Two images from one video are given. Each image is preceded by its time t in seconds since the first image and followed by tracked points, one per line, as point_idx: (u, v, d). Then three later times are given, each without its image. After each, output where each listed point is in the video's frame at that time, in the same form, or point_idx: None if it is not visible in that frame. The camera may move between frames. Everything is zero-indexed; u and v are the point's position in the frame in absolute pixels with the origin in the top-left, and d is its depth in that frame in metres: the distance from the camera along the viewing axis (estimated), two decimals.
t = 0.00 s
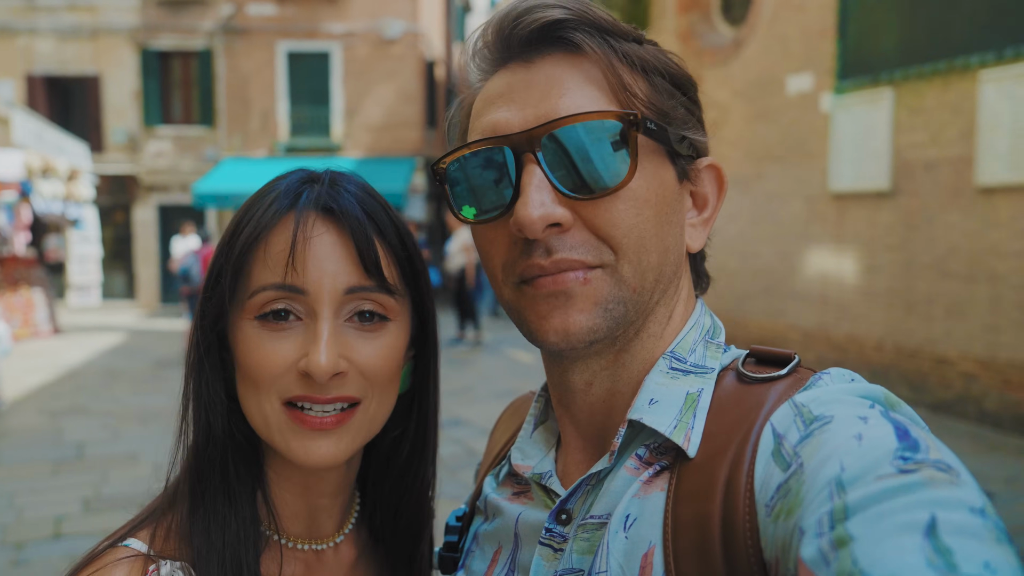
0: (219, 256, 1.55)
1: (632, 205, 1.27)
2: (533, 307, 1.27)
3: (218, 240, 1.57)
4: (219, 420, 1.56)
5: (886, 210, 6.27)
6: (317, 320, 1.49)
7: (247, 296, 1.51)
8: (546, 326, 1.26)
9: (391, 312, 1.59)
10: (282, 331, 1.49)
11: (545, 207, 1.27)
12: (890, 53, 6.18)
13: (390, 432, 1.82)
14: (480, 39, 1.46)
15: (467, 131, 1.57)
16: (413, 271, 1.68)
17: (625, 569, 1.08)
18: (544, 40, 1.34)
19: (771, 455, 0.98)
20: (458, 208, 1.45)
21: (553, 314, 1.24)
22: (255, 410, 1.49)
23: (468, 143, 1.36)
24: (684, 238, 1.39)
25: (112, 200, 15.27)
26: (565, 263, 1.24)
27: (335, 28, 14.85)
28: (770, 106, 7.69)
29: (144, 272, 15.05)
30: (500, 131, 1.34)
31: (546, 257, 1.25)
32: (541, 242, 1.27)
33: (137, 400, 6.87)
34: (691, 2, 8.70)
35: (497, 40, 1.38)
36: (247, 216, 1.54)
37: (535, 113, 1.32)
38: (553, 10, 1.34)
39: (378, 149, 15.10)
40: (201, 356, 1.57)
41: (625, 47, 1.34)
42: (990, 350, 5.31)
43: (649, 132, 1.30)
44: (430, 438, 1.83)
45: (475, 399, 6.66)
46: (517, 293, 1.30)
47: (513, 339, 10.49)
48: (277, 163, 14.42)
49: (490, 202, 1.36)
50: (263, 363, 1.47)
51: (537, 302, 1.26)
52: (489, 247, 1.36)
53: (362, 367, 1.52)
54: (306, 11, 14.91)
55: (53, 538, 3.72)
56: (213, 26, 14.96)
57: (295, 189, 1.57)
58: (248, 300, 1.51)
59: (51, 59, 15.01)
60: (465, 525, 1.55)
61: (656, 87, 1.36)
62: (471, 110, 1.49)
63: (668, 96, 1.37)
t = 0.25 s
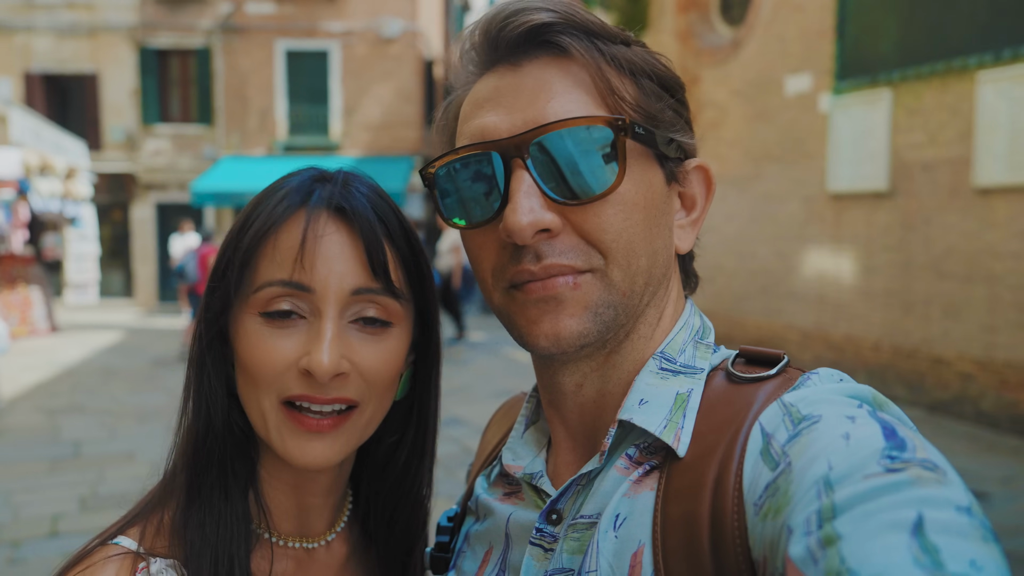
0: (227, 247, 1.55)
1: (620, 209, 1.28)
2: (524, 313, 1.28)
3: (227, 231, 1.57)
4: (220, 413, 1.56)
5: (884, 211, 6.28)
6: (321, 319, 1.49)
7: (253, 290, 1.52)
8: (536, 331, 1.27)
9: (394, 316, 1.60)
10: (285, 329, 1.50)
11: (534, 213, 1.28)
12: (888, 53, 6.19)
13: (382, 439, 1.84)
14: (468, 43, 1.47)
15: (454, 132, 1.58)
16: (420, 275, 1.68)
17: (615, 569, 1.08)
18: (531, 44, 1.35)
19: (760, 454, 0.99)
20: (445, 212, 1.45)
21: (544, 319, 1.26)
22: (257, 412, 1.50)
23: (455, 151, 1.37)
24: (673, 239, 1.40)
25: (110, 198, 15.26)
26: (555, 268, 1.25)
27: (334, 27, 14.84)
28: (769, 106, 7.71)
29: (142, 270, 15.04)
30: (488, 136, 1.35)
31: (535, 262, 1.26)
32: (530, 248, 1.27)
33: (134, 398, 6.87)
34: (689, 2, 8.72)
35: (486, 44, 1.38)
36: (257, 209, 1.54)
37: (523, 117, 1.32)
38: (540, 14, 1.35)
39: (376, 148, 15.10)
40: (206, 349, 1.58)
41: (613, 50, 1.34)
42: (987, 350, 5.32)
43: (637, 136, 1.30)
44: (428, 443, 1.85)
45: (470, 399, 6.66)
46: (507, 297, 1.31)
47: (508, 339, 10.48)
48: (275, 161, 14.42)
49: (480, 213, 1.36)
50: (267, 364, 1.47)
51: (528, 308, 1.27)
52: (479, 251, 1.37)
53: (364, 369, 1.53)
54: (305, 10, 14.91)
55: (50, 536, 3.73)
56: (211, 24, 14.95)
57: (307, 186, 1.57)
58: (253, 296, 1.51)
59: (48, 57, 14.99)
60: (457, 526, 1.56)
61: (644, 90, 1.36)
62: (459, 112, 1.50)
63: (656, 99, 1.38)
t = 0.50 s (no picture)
0: (235, 247, 1.54)
1: (614, 207, 1.29)
2: (517, 310, 1.28)
3: (231, 231, 1.57)
4: (223, 413, 1.57)
5: (884, 212, 6.29)
6: (333, 317, 1.50)
7: (263, 290, 1.51)
8: (529, 329, 1.27)
9: (398, 315, 1.61)
10: (296, 329, 1.50)
11: (528, 208, 1.28)
12: (888, 54, 6.19)
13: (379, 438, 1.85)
14: (465, 42, 1.48)
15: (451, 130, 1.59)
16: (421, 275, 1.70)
17: (608, 570, 1.09)
18: (527, 42, 1.36)
19: (754, 456, 1.00)
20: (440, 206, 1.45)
21: (537, 317, 1.26)
22: (262, 409, 1.51)
23: (450, 145, 1.38)
24: (668, 239, 1.40)
25: (110, 196, 15.26)
26: (548, 265, 1.26)
27: (333, 25, 14.83)
28: (768, 107, 7.72)
29: (142, 269, 15.04)
30: (483, 132, 1.35)
31: (529, 258, 1.27)
32: (524, 243, 1.28)
33: (133, 397, 6.87)
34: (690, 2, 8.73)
35: (482, 43, 1.39)
36: (266, 210, 1.54)
37: (518, 113, 1.33)
38: (536, 11, 1.36)
39: (376, 147, 15.09)
40: (210, 350, 1.57)
41: (609, 49, 1.35)
42: (986, 351, 5.33)
43: (631, 134, 1.31)
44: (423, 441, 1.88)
45: (468, 399, 6.64)
46: (501, 294, 1.31)
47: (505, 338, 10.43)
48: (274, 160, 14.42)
49: (471, 202, 1.37)
50: (275, 362, 1.48)
51: (521, 305, 1.27)
52: (473, 246, 1.37)
53: (372, 365, 1.55)
54: (305, 8, 14.91)
55: (49, 535, 3.73)
56: (211, 23, 14.94)
57: (314, 188, 1.58)
58: (262, 296, 1.51)
59: (48, 55, 14.99)
60: (451, 525, 1.56)
61: (639, 89, 1.37)
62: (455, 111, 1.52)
63: (651, 99, 1.38)
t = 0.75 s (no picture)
0: (216, 236, 1.54)
1: (618, 203, 1.29)
2: (521, 306, 1.28)
3: (210, 223, 1.57)
4: (215, 404, 1.57)
5: (885, 212, 6.29)
6: (323, 293, 1.52)
7: (250, 274, 1.52)
8: (533, 326, 1.27)
9: (385, 290, 1.64)
10: (287, 309, 1.51)
11: (532, 203, 1.28)
12: (891, 54, 6.19)
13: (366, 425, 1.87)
14: (472, 40, 1.48)
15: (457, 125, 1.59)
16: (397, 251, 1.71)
17: (613, 567, 1.09)
18: (534, 38, 1.36)
19: (758, 452, 1.00)
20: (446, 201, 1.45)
21: (541, 315, 1.26)
22: (260, 392, 1.51)
23: (459, 140, 1.38)
24: (673, 236, 1.40)
25: (112, 193, 15.27)
26: (552, 261, 1.26)
27: (336, 24, 14.84)
28: (770, 107, 7.72)
29: (143, 266, 15.06)
30: (490, 126, 1.35)
31: (533, 254, 1.27)
32: (528, 238, 1.28)
33: (135, 394, 6.88)
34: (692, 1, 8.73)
35: (489, 38, 1.40)
36: (245, 196, 1.54)
37: (524, 109, 1.33)
38: (543, 7, 1.36)
39: (378, 146, 15.10)
40: (199, 341, 1.56)
41: (616, 46, 1.35)
42: (987, 351, 5.33)
43: (637, 130, 1.31)
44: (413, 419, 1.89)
45: (469, 398, 6.64)
46: (505, 290, 1.32)
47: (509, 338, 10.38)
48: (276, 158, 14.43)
49: (481, 193, 1.36)
50: (269, 342, 1.48)
51: (526, 301, 1.28)
52: (479, 242, 1.37)
53: (366, 338, 1.56)
54: (307, 7, 14.91)
55: (51, 531, 3.75)
56: (213, 21, 14.95)
57: (291, 173, 1.59)
58: (250, 281, 1.51)
59: (51, 53, 15.01)
60: (455, 521, 1.57)
61: (646, 86, 1.37)
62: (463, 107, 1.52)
63: (658, 96, 1.38)
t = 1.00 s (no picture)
0: (200, 244, 1.53)
1: (623, 203, 1.28)
2: (524, 306, 1.28)
3: (193, 231, 1.55)
4: (207, 406, 1.56)
5: (886, 213, 6.29)
6: (313, 293, 1.52)
7: (238, 279, 1.51)
8: (535, 326, 1.27)
9: (372, 283, 1.65)
10: (279, 311, 1.51)
11: (537, 200, 1.28)
12: (892, 55, 6.19)
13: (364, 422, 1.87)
14: (479, 41, 1.49)
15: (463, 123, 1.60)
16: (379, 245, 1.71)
17: (615, 570, 1.09)
18: (542, 38, 1.37)
19: (761, 457, 1.00)
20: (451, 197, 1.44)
21: (544, 315, 1.26)
22: (258, 394, 1.50)
23: (464, 135, 1.38)
24: (676, 239, 1.40)
25: (113, 193, 15.27)
26: (554, 260, 1.26)
27: (337, 24, 14.84)
28: (772, 107, 7.71)
29: (144, 266, 15.06)
30: (496, 123, 1.35)
31: (537, 252, 1.27)
32: (533, 235, 1.28)
33: (136, 393, 6.87)
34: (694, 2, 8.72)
35: (497, 39, 1.41)
36: (226, 202, 1.53)
37: (530, 107, 1.33)
38: (550, 7, 1.37)
39: (379, 146, 15.10)
40: (191, 347, 1.56)
41: (622, 47, 1.36)
42: (988, 353, 5.32)
43: (643, 129, 1.31)
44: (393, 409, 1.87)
45: (470, 398, 6.63)
46: (509, 287, 1.32)
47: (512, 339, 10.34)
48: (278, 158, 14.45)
49: (482, 182, 1.37)
50: (264, 344, 1.48)
51: (529, 301, 1.27)
52: (483, 240, 1.37)
53: (359, 334, 1.57)
54: (309, 7, 14.91)
55: (52, 530, 3.75)
56: (215, 21, 14.96)
57: (270, 176, 1.58)
58: (240, 286, 1.50)
59: (53, 52, 15.00)
60: (458, 524, 1.57)
61: (652, 88, 1.37)
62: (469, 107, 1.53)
63: (664, 97, 1.38)
